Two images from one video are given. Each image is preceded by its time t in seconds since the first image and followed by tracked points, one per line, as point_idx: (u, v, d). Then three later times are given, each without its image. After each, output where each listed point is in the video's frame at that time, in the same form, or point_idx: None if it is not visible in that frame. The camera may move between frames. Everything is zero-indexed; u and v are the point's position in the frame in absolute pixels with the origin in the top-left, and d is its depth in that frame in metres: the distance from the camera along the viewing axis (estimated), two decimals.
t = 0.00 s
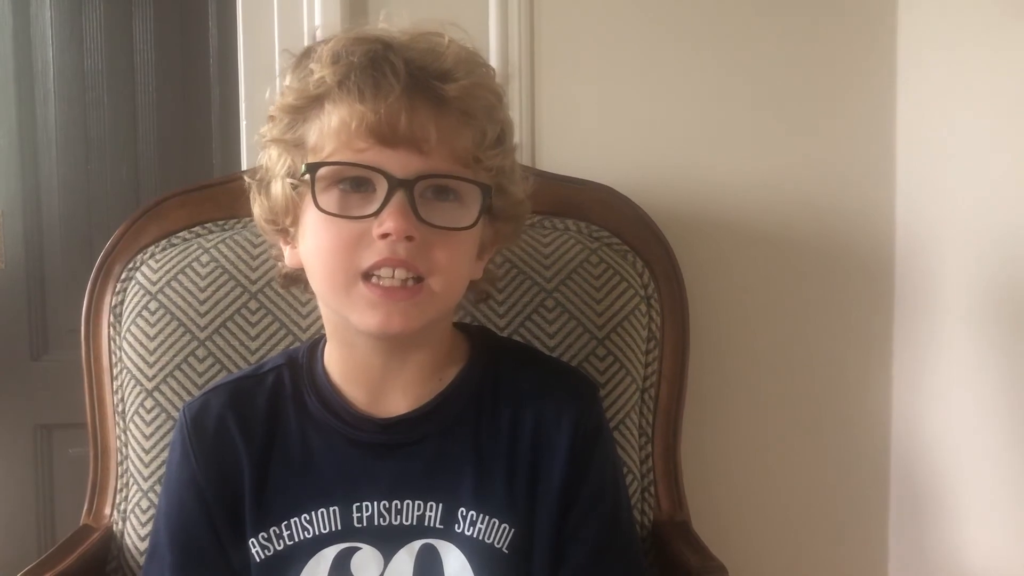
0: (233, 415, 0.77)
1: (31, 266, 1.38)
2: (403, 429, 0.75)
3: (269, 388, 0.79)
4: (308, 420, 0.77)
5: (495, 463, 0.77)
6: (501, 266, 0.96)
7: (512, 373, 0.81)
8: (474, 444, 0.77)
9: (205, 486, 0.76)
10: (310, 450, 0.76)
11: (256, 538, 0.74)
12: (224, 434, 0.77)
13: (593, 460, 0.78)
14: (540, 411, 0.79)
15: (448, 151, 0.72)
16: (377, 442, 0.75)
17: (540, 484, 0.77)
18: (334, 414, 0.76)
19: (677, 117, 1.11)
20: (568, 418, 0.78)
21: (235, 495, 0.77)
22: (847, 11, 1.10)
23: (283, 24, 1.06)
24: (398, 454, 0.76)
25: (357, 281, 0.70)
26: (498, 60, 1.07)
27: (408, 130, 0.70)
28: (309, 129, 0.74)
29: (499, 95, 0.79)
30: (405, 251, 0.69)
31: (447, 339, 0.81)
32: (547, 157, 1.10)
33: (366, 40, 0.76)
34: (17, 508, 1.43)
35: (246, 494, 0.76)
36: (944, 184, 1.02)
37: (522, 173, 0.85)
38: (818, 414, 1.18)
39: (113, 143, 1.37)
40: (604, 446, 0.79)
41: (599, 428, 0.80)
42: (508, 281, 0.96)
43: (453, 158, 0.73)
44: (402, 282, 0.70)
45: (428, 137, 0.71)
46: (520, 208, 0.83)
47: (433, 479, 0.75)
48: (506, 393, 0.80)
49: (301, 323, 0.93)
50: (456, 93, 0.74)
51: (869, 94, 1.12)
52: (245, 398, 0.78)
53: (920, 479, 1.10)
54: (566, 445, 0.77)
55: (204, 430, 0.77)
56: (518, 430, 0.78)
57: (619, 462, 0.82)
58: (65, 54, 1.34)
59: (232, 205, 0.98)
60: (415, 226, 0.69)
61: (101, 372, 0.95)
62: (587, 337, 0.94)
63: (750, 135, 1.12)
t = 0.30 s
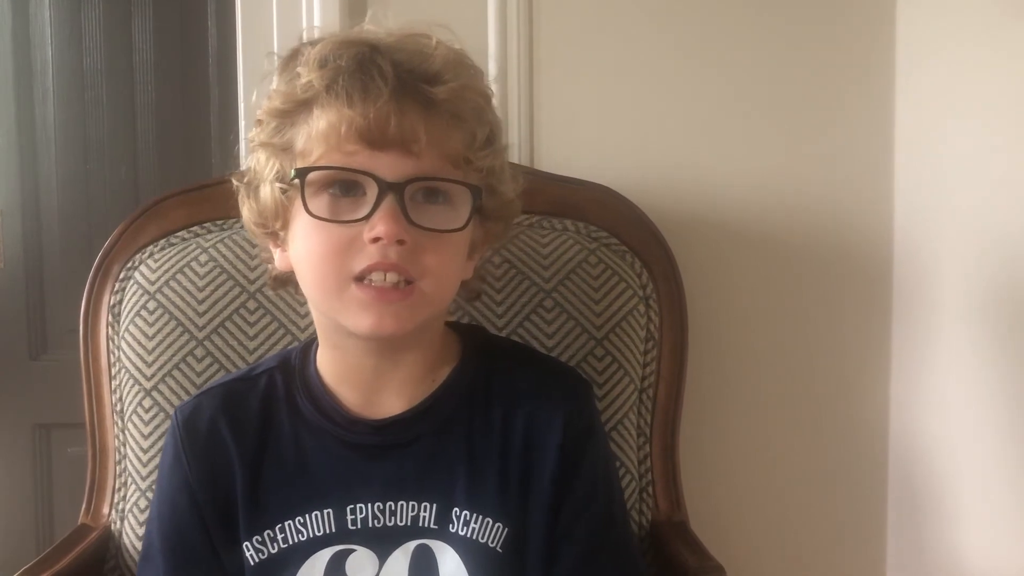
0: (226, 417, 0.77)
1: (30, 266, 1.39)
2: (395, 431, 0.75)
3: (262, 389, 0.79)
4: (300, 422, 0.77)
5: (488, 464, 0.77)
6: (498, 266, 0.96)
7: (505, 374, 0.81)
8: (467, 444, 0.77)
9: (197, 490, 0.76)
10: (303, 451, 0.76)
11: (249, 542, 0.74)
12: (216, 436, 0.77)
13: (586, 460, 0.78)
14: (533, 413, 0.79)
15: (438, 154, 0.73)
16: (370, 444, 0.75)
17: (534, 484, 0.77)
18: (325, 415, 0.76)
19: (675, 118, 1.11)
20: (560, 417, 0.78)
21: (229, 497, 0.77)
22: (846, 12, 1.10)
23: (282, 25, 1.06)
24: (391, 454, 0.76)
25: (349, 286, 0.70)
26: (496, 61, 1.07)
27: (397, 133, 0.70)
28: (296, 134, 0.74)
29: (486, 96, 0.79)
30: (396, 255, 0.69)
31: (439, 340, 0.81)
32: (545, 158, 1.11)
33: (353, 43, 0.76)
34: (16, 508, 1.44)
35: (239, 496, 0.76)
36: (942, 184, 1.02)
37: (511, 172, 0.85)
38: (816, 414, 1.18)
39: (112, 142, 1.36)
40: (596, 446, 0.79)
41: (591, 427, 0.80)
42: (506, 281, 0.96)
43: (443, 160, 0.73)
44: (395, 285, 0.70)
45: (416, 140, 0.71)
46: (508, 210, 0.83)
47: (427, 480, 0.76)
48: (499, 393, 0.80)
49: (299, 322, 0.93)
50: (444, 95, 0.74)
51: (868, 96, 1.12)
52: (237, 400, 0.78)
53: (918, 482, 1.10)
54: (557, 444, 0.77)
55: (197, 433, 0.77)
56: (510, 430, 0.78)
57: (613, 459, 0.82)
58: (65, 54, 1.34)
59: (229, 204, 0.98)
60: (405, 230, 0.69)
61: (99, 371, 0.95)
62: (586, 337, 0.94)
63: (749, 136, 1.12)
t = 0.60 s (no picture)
0: (215, 418, 0.78)
1: (28, 266, 1.39)
2: (384, 430, 0.76)
3: (251, 390, 0.79)
4: (291, 422, 0.77)
5: (479, 463, 0.77)
6: (496, 266, 0.97)
7: (494, 373, 0.81)
8: (458, 442, 0.77)
9: (188, 491, 0.76)
10: (294, 450, 0.76)
11: (241, 543, 0.75)
12: (206, 437, 0.77)
13: (575, 455, 0.78)
14: (521, 410, 0.79)
15: (450, 155, 0.73)
16: (359, 444, 0.75)
17: (524, 480, 0.77)
18: (314, 414, 0.77)
19: (672, 119, 1.11)
20: (549, 412, 0.78)
21: (220, 498, 0.77)
22: (843, 14, 1.11)
23: (281, 25, 1.07)
24: (381, 453, 0.76)
25: (358, 281, 0.69)
26: (494, 62, 1.08)
27: (416, 131, 0.71)
28: (310, 127, 0.74)
29: (498, 103, 0.81)
30: (409, 252, 0.69)
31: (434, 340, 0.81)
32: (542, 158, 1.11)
33: (372, 42, 0.77)
34: (14, 508, 1.44)
35: (230, 497, 0.76)
36: (939, 184, 1.02)
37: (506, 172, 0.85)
38: (813, 415, 1.18)
39: (111, 143, 1.37)
40: (586, 440, 0.79)
41: (580, 422, 0.80)
42: (504, 282, 0.96)
43: (455, 161, 0.74)
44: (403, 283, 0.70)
45: (432, 140, 0.72)
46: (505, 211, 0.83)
47: (419, 479, 0.76)
48: (489, 392, 0.80)
49: (297, 323, 0.93)
50: (459, 99, 0.75)
51: (865, 97, 1.12)
52: (227, 401, 0.78)
53: (915, 483, 1.10)
54: (546, 439, 0.77)
55: (187, 435, 0.77)
56: (500, 427, 0.78)
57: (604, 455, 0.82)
58: (64, 55, 1.34)
59: (228, 205, 0.98)
60: (418, 228, 0.69)
61: (97, 371, 0.95)
62: (583, 338, 0.94)
63: (746, 137, 1.12)
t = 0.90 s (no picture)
0: (219, 421, 0.78)
1: (28, 268, 1.39)
2: (390, 435, 0.76)
3: (255, 394, 0.79)
4: (295, 426, 0.78)
5: (482, 468, 0.77)
6: (496, 269, 0.97)
7: (497, 377, 0.82)
8: (461, 448, 0.77)
9: (192, 493, 0.76)
10: (297, 454, 0.77)
11: (244, 546, 0.75)
12: (210, 441, 0.77)
13: (578, 461, 0.79)
14: (523, 416, 0.79)
15: (456, 161, 0.74)
16: (362, 449, 0.76)
17: (526, 486, 0.78)
18: (318, 419, 0.77)
19: (672, 122, 1.12)
20: (552, 419, 0.79)
21: (223, 501, 0.77)
22: (841, 17, 1.11)
23: (281, 29, 1.07)
24: (384, 459, 0.76)
25: (364, 287, 0.70)
26: (494, 65, 1.08)
27: (424, 138, 0.71)
28: (318, 132, 0.74)
29: (506, 110, 0.81)
30: (414, 257, 0.69)
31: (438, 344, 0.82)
32: (543, 162, 1.11)
33: (381, 48, 0.77)
34: (14, 510, 1.44)
35: (233, 500, 0.76)
36: (938, 185, 1.02)
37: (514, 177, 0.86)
38: (812, 417, 1.18)
39: (111, 144, 1.37)
40: (589, 447, 0.80)
41: (583, 429, 0.80)
42: (502, 286, 0.96)
43: (461, 167, 0.74)
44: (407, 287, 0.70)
45: (438, 147, 0.72)
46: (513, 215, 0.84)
47: (422, 484, 0.76)
48: (492, 397, 0.80)
49: (297, 327, 0.94)
50: (467, 106, 0.75)
51: (863, 100, 1.12)
52: (231, 405, 0.79)
53: (914, 485, 1.11)
54: (551, 447, 0.78)
55: (191, 438, 0.77)
56: (503, 433, 0.79)
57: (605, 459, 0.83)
58: (64, 58, 1.34)
59: (229, 208, 0.99)
60: (423, 233, 0.70)
61: (97, 374, 0.95)
62: (582, 341, 0.95)
63: (745, 140, 1.12)
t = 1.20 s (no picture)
0: (222, 424, 0.78)
1: (28, 270, 1.39)
2: (393, 441, 0.76)
3: (258, 397, 0.80)
4: (297, 429, 0.78)
5: (485, 474, 0.77)
6: (493, 273, 0.97)
7: (500, 382, 0.82)
8: (463, 453, 0.78)
9: (194, 496, 0.76)
10: (300, 458, 0.77)
11: (246, 550, 0.75)
12: (212, 443, 0.78)
13: (581, 468, 0.79)
14: (527, 421, 0.79)
15: (461, 165, 0.74)
16: (364, 454, 0.76)
17: (529, 493, 0.78)
18: (320, 423, 0.77)
19: (673, 125, 1.12)
20: (556, 427, 0.79)
21: (225, 504, 0.77)
22: (840, 20, 1.11)
23: (282, 31, 1.07)
24: (387, 464, 0.76)
25: (368, 290, 0.70)
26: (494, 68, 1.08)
27: (429, 143, 0.72)
28: (323, 135, 0.75)
29: (512, 114, 0.81)
30: (418, 260, 0.69)
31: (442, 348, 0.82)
32: (543, 165, 1.11)
33: (386, 52, 0.77)
34: (14, 512, 1.44)
35: (235, 503, 0.76)
36: (938, 186, 1.02)
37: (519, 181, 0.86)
38: (811, 419, 1.18)
39: (111, 145, 1.37)
40: (592, 454, 0.80)
41: (586, 436, 0.80)
42: (501, 289, 0.96)
43: (466, 171, 0.74)
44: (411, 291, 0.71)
45: (443, 151, 0.72)
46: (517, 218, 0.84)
47: (425, 490, 0.76)
48: (495, 403, 0.80)
49: (296, 329, 0.94)
50: (473, 111, 0.76)
51: (862, 103, 1.12)
52: (233, 408, 0.79)
53: (914, 489, 1.11)
54: (554, 455, 0.78)
55: (193, 440, 0.78)
56: (506, 440, 0.79)
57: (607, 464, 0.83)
58: (64, 60, 1.34)
59: (229, 211, 0.99)
60: (428, 237, 0.70)
61: (96, 377, 0.95)
62: (581, 344, 0.95)
63: (745, 143, 1.13)
